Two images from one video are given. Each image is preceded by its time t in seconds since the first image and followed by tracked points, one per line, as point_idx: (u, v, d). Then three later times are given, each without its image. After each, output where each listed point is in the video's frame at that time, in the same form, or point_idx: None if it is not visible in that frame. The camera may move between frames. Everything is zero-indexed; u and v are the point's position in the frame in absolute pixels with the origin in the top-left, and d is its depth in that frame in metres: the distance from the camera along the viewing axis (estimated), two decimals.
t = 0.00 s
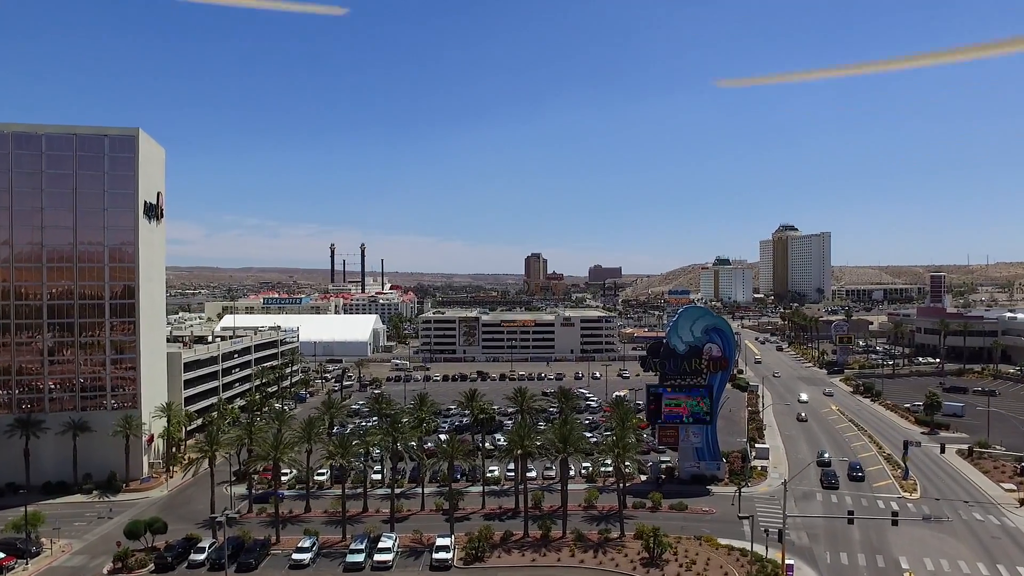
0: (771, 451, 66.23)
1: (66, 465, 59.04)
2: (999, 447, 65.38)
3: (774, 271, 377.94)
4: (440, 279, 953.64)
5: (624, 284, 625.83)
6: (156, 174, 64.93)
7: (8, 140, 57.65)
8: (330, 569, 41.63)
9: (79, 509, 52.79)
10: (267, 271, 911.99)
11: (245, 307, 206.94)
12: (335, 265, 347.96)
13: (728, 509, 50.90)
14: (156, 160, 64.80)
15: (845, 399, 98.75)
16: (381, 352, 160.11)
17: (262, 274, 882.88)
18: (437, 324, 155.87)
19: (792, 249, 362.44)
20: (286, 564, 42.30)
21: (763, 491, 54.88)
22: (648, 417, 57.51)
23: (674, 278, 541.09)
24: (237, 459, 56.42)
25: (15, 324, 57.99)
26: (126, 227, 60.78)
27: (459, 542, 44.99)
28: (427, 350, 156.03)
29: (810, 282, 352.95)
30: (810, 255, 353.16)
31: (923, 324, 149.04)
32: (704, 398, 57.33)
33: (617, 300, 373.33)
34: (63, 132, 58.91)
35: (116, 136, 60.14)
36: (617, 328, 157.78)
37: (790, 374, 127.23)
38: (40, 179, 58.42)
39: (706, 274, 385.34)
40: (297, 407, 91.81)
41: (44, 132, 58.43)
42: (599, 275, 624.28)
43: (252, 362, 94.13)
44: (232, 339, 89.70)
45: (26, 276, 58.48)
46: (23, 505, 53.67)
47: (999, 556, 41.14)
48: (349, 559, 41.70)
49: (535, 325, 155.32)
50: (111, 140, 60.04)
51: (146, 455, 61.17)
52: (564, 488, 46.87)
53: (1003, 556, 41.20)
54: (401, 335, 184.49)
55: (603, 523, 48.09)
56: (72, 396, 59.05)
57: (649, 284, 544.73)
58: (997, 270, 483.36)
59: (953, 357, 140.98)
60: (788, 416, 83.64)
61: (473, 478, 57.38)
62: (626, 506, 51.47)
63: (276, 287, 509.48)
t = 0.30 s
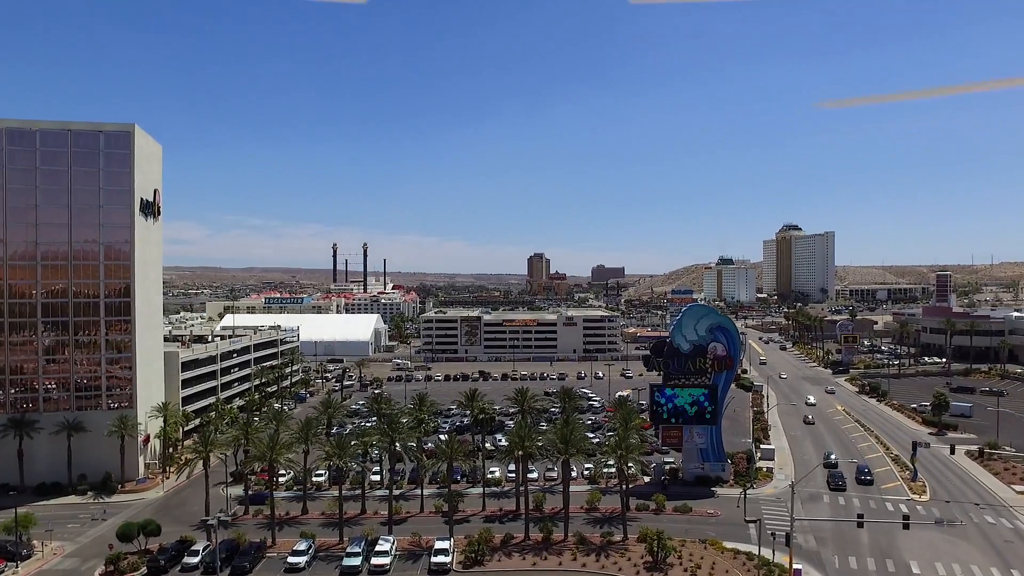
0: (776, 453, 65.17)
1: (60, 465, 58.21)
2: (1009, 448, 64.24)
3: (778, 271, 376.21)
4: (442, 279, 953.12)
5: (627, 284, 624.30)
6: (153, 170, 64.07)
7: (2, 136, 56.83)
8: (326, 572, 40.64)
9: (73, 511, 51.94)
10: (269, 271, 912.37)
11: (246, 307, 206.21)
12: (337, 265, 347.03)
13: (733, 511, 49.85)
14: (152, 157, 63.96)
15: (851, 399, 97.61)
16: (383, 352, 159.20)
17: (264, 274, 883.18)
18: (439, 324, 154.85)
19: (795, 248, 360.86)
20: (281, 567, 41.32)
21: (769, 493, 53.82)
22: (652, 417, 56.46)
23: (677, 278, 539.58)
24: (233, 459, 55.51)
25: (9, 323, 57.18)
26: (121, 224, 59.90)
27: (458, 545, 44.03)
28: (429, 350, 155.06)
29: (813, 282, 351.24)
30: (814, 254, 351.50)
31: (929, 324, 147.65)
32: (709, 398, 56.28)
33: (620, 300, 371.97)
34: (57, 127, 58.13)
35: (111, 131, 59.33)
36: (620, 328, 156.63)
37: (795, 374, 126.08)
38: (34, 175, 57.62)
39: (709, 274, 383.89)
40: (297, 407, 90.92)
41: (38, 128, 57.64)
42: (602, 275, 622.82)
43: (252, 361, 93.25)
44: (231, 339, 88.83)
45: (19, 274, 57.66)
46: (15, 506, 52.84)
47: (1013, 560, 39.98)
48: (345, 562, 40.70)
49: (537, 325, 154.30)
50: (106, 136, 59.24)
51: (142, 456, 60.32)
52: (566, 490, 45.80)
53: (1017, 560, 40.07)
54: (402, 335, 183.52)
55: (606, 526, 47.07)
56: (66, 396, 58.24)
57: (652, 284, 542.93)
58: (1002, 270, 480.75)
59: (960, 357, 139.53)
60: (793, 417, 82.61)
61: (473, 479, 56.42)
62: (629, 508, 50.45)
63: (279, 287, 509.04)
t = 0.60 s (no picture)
0: (783, 455, 63.88)
1: (52, 467, 57.18)
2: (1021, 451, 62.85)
3: (782, 271, 374.32)
4: (445, 279, 952.61)
5: (630, 284, 622.62)
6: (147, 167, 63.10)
7: None
8: None
9: (64, 514, 50.88)
10: (272, 272, 912.59)
11: (248, 307, 205.35)
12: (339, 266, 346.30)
13: (739, 516, 48.60)
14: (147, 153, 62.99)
15: (857, 400, 96.19)
16: (384, 352, 158.17)
17: (267, 274, 883.15)
18: (441, 324, 153.69)
19: (799, 248, 359.01)
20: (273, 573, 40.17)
21: (776, 497, 52.56)
22: (656, 419, 55.20)
23: (680, 278, 537.71)
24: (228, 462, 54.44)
25: None
26: (113, 221, 58.83)
27: (456, 551, 42.84)
28: (430, 350, 153.95)
29: (817, 282, 349.33)
30: (818, 254, 349.60)
31: (936, 324, 146.05)
32: (714, 399, 55.03)
33: (623, 300, 370.47)
34: (49, 123, 57.11)
35: (104, 127, 58.36)
36: (623, 328, 155.33)
37: (800, 375, 124.70)
38: (26, 172, 56.58)
39: (713, 274, 382.29)
40: (295, 409, 89.84)
41: (30, 124, 56.63)
42: (605, 274, 621.18)
43: (250, 362, 92.19)
44: (229, 338, 87.81)
45: (11, 272, 56.60)
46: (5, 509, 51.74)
47: None
48: (339, 568, 39.53)
49: (539, 325, 153.08)
50: (99, 132, 58.26)
51: (136, 458, 59.26)
52: (568, 494, 44.43)
53: None
54: (404, 335, 182.48)
55: (608, 531, 45.85)
56: (59, 397, 57.21)
57: (655, 284, 541.05)
58: (1007, 270, 477.94)
59: (967, 357, 137.90)
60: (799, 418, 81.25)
61: (473, 482, 55.26)
62: (632, 512, 49.24)
63: (282, 287, 509.35)
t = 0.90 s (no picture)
0: (787, 458, 62.71)
1: (44, 470, 56.18)
2: None
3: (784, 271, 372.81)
4: (446, 279, 951.84)
5: (632, 284, 620.93)
6: (142, 165, 62.10)
7: None
8: None
9: (54, 518, 49.86)
10: (274, 271, 912.35)
11: (248, 307, 204.41)
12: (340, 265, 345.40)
13: (744, 521, 47.38)
14: (141, 150, 61.99)
15: (862, 401, 94.97)
16: (384, 352, 157.21)
17: (269, 274, 882.95)
18: (441, 324, 152.63)
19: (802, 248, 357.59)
20: None
21: (781, 502, 51.40)
22: (658, 422, 54.04)
23: (682, 278, 536.46)
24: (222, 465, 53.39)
25: None
26: (105, 219, 57.79)
27: (453, 557, 41.73)
28: (431, 351, 152.91)
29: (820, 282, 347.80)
30: (821, 254, 348.11)
31: (941, 324, 144.74)
32: (718, 401, 53.88)
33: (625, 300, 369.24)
34: (40, 119, 56.08)
35: (96, 124, 57.33)
36: (625, 328, 154.21)
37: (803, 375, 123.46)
38: (17, 169, 55.60)
39: (715, 274, 380.91)
40: (293, 410, 88.81)
41: (20, 120, 55.63)
42: (607, 274, 619.57)
43: (248, 362, 91.17)
44: (226, 338, 86.80)
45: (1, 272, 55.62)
46: None
47: None
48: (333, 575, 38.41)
49: (541, 325, 151.91)
50: (91, 129, 57.24)
51: (129, 460, 58.23)
52: (568, 498, 43.14)
53: None
54: (404, 335, 181.47)
55: (609, 537, 44.70)
56: (51, 398, 56.23)
57: (657, 284, 539.48)
58: (1010, 270, 475.84)
59: (972, 358, 136.56)
60: (804, 420, 80.01)
61: (471, 486, 54.19)
62: (634, 517, 48.10)
63: (283, 287, 508.29)
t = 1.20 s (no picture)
0: (793, 461, 61.34)
1: (32, 473, 55.00)
2: None
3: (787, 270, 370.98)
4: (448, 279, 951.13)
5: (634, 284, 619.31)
6: (134, 162, 60.88)
7: None
8: None
9: (42, 523, 48.59)
10: (275, 271, 911.71)
11: (247, 307, 203.22)
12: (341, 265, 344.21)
13: (750, 527, 46.02)
14: (134, 147, 60.74)
15: (867, 403, 93.55)
16: (384, 352, 156.01)
17: (270, 274, 882.41)
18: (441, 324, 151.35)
19: (804, 247, 355.79)
20: None
21: (788, 507, 50.02)
22: (661, 424, 52.68)
23: (684, 277, 534.98)
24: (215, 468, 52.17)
25: None
26: (96, 217, 56.53)
27: (450, 565, 40.37)
28: (431, 351, 151.63)
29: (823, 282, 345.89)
30: (823, 253, 346.17)
31: (946, 324, 143.13)
32: (723, 403, 52.53)
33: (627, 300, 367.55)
34: (29, 115, 54.84)
35: (87, 119, 56.11)
36: (627, 328, 152.80)
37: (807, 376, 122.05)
38: (5, 166, 54.40)
39: (717, 274, 379.26)
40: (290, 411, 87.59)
41: (8, 116, 54.43)
42: (609, 273, 618.23)
43: (244, 363, 89.93)
44: (222, 339, 85.61)
45: None
46: None
47: None
48: None
49: (542, 325, 150.49)
50: (81, 124, 56.01)
51: (120, 463, 56.98)
52: (569, 504, 41.51)
53: None
54: (405, 335, 180.23)
55: (611, 543, 43.37)
56: (40, 399, 55.03)
57: (659, 284, 537.77)
58: (1013, 270, 473.40)
59: (978, 358, 134.96)
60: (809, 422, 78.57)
61: (470, 490, 52.90)
62: (637, 522, 46.75)
63: (285, 287, 507.56)
